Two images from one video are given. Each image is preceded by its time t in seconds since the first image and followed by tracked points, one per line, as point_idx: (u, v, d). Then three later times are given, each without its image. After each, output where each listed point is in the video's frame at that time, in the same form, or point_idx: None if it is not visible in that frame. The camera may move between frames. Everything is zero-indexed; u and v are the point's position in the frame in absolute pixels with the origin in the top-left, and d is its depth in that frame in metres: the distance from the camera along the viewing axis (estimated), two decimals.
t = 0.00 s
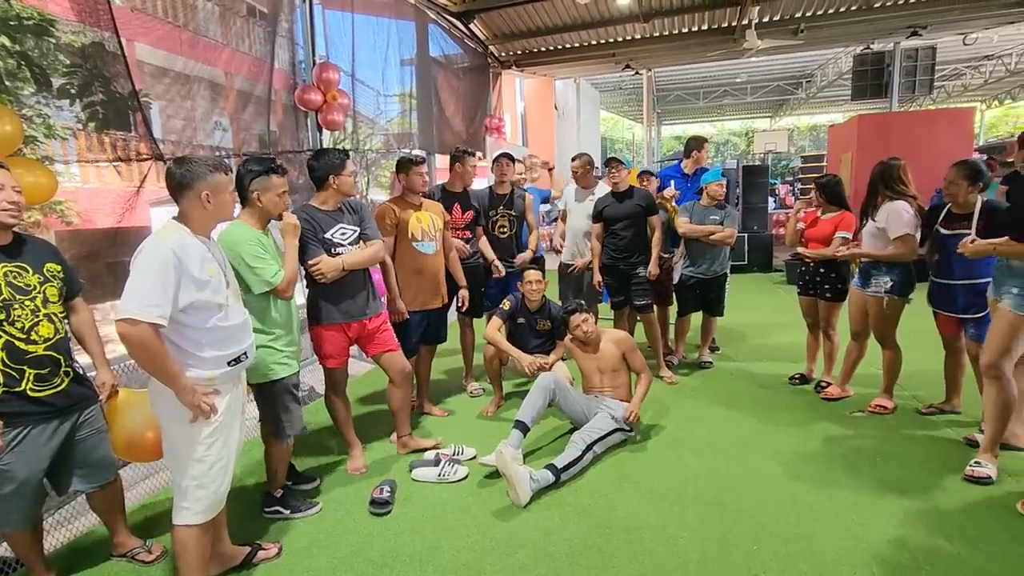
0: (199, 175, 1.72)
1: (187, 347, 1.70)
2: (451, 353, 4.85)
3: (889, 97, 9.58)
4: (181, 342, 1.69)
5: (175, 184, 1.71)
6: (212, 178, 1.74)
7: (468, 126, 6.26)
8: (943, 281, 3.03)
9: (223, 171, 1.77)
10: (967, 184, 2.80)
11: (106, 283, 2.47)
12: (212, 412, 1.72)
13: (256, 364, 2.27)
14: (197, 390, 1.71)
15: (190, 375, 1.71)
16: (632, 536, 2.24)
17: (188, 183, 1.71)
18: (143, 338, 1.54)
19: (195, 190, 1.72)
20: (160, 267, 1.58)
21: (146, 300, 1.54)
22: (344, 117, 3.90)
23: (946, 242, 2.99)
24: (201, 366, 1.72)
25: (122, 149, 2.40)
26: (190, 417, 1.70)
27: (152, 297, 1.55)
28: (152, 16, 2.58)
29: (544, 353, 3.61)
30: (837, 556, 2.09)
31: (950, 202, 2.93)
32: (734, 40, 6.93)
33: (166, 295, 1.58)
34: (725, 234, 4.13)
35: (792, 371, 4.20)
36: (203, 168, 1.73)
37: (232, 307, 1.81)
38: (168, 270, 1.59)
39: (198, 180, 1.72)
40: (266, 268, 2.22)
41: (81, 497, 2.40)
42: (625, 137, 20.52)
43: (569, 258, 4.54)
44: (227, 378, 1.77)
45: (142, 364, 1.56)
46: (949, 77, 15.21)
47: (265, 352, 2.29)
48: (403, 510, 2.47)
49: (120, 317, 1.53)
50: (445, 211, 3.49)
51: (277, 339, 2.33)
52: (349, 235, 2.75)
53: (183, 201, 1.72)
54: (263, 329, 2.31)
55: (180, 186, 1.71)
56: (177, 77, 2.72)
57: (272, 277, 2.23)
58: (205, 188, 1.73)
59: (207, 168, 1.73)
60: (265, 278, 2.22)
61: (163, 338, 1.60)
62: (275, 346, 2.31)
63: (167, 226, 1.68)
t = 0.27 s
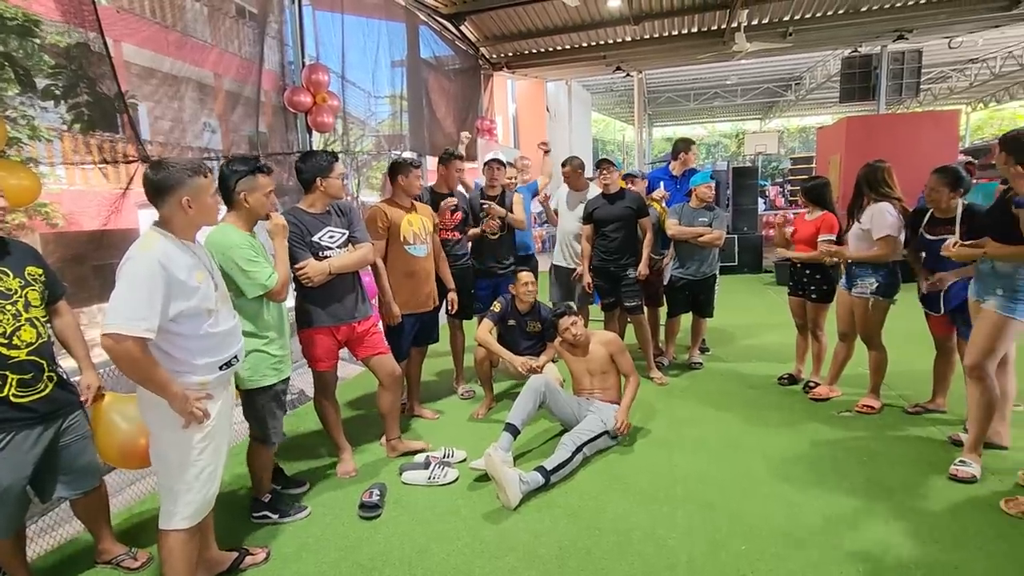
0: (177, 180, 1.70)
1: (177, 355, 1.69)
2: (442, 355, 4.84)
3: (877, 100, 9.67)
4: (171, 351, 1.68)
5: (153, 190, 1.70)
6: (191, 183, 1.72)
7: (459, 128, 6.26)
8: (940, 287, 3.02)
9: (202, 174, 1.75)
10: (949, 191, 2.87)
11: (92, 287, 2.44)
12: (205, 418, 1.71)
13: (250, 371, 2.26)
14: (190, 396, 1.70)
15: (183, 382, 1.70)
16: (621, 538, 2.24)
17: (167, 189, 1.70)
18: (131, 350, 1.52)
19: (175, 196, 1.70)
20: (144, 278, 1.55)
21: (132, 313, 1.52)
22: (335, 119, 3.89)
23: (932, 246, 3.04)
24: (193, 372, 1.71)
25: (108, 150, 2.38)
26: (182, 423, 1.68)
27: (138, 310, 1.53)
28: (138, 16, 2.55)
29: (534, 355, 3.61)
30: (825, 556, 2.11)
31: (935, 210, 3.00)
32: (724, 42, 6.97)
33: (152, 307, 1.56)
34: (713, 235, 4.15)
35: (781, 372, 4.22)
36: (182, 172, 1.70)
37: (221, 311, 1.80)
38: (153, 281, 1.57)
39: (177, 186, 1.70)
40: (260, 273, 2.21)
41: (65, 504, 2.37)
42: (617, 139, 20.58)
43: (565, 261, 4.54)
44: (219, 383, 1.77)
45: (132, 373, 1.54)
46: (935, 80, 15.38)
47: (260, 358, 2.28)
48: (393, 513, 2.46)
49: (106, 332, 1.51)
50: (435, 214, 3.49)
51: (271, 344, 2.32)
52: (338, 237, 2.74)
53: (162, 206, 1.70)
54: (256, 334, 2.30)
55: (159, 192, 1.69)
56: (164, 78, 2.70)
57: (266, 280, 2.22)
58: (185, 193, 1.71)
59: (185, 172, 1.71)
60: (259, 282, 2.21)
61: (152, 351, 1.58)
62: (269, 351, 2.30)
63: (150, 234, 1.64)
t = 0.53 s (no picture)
0: (160, 191, 1.64)
1: (175, 364, 1.67)
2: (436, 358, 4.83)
3: (868, 102, 9.74)
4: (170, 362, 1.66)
5: (135, 202, 1.63)
6: (176, 193, 1.67)
7: (453, 130, 6.26)
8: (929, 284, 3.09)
9: (185, 181, 1.69)
10: (940, 194, 2.91)
11: (82, 290, 2.43)
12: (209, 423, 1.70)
13: (248, 376, 2.25)
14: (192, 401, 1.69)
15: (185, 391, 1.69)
16: (616, 540, 2.24)
17: (152, 200, 1.63)
18: (126, 369, 1.49)
19: (159, 207, 1.65)
20: (132, 294, 1.52)
21: (125, 333, 1.49)
22: (328, 121, 3.88)
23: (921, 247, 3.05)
24: (195, 376, 1.70)
25: (99, 153, 2.36)
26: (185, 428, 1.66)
27: (130, 328, 1.50)
28: (129, 18, 2.54)
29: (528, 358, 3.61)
30: (817, 556, 2.11)
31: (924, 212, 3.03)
32: (716, 46, 7.01)
33: (146, 324, 1.53)
34: (705, 237, 4.16)
35: (775, 373, 4.24)
36: (164, 182, 1.64)
37: (216, 317, 1.78)
38: (144, 298, 1.54)
39: (160, 196, 1.64)
40: (256, 277, 2.19)
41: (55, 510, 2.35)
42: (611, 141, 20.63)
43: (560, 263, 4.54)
44: (220, 386, 1.77)
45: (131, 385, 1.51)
46: (925, 83, 15.51)
47: (257, 364, 2.27)
48: (387, 517, 2.45)
49: (100, 353, 1.48)
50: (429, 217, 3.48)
51: (268, 349, 2.31)
52: (332, 241, 2.73)
53: (147, 218, 1.65)
54: (253, 340, 2.28)
55: (142, 203, 1.63)
56: (156, 81, 2.69)
57: (263, 285, 2.21)
58: (169, 203, 1.66)
59: (167, 181, 1.65)
60: (257, 286, 2.19)
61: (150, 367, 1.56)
62: (266, 356, 2.30)
63: (134, 249, 1.61)
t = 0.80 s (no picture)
0: (159, 199, 1.62)
1: (167, 373, 1.66)
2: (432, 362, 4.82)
3: (861, 106, 9.80)
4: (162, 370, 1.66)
5: (134, 209, 1.62)
6: (175, 202, 1.65)
7: (449, 135, 6.26)
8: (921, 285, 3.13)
9: (185, 189, 1.68)
10: (939, 195, 2.93)
11: (76, 296, 2.42)
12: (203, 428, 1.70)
13: (242, 383, 2.24)
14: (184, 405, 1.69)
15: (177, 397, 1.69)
16: (613, 543, 2.23)
17: (150, 209, 1.62)
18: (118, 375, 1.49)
19: (158, 215, 1.63)
20: (123, 303, 1.52)
21: (113, 344, 1.48)
22: (324, 126, 3.88)
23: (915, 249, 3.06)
24: (187, 383, 1.70)
25: (94, 158, 2.36)
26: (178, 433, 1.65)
27: (118, 337, 1.49)
28: (124, 23, 2.54)
29: (525, 361, 3.60)
30: (814, 558, 2.11)
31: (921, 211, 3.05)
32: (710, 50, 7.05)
33: (135, 335, 1.52)
34: (703, 240, 4.18)
35: (770, 375, 4.24)
36: (163, 190, 1.63)
37: (211, 325, 1.76)
38: (135, 308, 1.53)
39: (159, 204, 1.63)
40: (256, 281, 2.20)
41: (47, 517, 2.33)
42: (606, 145, 20.69)
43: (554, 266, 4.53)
44: (214, 391, 1.77)
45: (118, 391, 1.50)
46: (918, 87, 15.62)
47: (252, 370, 2.26)
48: (383, 522, 2.44)
49: (87, 363, 1.47)
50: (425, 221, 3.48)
51: (262, 355, 2.31)
52: (328, 245, 2.72)
53: (145, 226, 1.64)
54: (248, 346, 2.28)
55: (140, 211, 1.62)
56: (151, 86, 2.69)
57: (263, 288, 2.22)
58: (168, 211, 1.65)
59: (166, 189, 1.63)
60: (253, 291, 2.19)
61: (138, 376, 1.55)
62: (260, 363, 2.29)
63: (130, 257, 1.60)
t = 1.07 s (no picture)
0: (176, 223, 1.61)
1: (150, 394, 1.65)
2: (430, 368, 4.82)
3: (856, 111, 9.86)
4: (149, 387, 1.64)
5: (149, 231, 1.60)
6: (192, 225, 1.64)
7: (446, 140, 6.28)
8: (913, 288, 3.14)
9: (201, 213, 1.66)
10: (938, 200, 2.98)
11: (73, 303, 2.41)
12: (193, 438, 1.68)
13: (237, 392, 2.23)
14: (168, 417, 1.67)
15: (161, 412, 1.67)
16: (611, 550, 2.23)
17: (166, 231, 1.60)
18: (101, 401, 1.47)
19: (173, 238, 1.62)
20: (119, 330, 1.48)
21: (98, 371, 1.46)
22: (321, 132, 3.88)
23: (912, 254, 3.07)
24: (172, 401, 1.67)
25: (91, 165, 2.36)
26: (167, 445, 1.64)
27: (105, 366, 1.46)
28: (122, 30, 2.54)
29: (522, 367, 3.60)
30: (812, 564, 2.11)
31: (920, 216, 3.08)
32: (706, 55, 7.09)
33: (123, 363, 1.49)
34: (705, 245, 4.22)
35: (768, 380, 4.25)
36: (179, 214, 1.61)
37: (205, 350, 1.73)
38: (129, 337, 1.50)
39: (175, 227, 1.61)
40: (251, 291, 2.18)
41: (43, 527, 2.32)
42: (603, 150, 20.74)
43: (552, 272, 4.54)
44: (203, 402, 1.74)
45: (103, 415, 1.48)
46: (912, 92, 15.72)
47: (248, 379, 2.26)
48: (381, 529, 2.43)
49: (70, 385, 1.45)
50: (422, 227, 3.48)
51: (258, 364, 2.30)
52: (326, 252, 2.72)
53: (158, 248, 1.62)
54: (243, 355, 2.27)
55: (156, 233, 1.60)
56: (148, 92, 2.69)
57: (257, 299, 2.19)
58: (183, 235, 1.63)
59: (183, 213, 1.62)
60: (249, 301, 2.18)
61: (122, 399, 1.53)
62: (256, 372, 2.28)
63: (137, 278, 1.57)
